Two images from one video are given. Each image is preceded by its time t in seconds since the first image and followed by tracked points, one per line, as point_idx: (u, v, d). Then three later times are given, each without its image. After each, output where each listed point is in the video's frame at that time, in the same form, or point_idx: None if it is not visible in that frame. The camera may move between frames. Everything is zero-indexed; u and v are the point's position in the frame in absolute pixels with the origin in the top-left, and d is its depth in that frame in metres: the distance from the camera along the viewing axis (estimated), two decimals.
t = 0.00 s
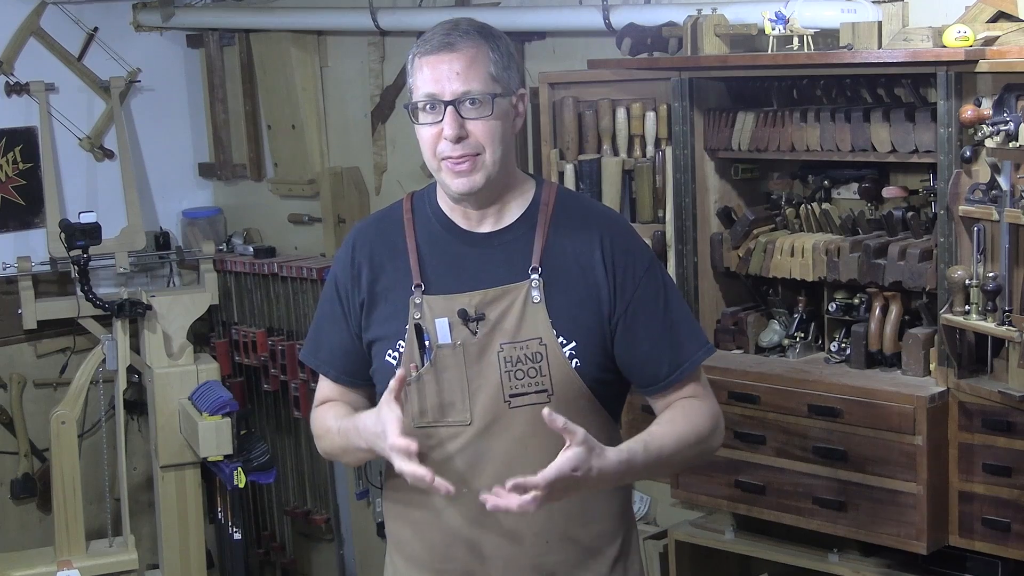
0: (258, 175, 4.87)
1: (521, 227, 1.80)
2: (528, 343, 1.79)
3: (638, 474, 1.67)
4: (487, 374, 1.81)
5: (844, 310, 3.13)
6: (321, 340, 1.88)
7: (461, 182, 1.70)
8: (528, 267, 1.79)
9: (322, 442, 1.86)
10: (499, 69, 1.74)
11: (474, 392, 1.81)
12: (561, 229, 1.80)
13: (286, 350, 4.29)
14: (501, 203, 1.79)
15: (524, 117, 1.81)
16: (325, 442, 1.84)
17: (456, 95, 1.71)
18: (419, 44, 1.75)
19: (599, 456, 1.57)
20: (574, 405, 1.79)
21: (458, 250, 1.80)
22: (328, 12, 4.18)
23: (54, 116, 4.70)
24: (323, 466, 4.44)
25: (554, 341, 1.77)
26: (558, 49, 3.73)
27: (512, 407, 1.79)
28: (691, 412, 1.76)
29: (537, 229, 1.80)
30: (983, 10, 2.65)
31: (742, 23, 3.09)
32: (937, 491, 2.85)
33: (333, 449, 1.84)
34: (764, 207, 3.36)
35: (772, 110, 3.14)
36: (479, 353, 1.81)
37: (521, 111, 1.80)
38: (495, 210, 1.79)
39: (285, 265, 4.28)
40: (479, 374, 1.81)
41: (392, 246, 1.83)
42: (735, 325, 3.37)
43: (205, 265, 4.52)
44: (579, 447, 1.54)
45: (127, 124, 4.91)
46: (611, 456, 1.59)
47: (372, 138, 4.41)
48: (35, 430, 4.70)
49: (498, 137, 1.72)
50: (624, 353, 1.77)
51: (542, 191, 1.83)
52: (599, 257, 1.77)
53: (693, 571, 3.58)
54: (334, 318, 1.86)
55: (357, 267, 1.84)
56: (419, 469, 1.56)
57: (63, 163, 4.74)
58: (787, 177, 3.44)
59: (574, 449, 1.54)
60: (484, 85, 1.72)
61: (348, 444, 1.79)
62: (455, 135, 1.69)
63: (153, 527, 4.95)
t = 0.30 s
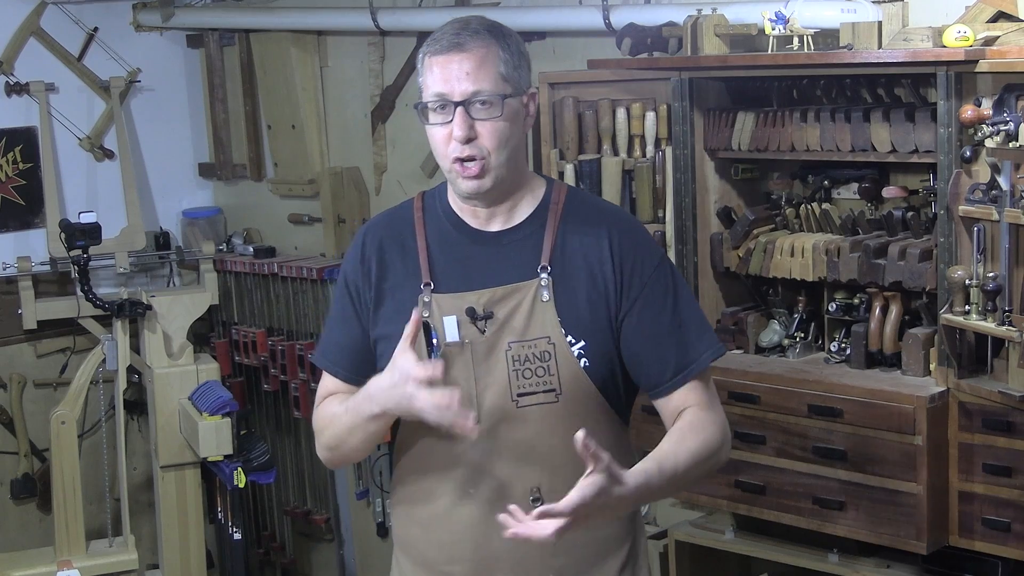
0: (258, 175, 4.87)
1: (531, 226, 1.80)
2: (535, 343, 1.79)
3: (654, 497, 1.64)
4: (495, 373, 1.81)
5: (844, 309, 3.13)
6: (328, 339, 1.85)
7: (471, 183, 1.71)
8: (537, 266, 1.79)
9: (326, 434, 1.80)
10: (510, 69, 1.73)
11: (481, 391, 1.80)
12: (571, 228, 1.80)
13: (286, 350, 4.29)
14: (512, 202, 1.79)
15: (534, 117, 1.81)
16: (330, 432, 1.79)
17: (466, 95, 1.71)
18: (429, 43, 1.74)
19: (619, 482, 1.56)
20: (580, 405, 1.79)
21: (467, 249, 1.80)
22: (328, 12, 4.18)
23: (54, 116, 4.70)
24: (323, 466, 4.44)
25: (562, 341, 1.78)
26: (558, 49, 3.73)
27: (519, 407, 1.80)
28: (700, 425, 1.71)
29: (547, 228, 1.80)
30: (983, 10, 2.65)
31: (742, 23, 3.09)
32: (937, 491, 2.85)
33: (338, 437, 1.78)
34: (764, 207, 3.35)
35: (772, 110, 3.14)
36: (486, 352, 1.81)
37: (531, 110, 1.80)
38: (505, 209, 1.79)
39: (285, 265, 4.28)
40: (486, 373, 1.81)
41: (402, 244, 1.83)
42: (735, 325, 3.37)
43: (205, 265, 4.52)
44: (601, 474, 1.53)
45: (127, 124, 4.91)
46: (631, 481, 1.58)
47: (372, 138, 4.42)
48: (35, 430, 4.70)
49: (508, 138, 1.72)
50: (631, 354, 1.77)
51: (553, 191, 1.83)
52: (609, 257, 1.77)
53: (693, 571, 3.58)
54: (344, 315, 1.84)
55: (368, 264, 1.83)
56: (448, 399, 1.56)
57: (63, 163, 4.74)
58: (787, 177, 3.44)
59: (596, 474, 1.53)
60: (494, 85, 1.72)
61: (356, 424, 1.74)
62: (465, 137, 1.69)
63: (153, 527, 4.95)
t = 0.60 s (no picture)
0: (258, 175, 4.88)
1: (553, 232, 1.79)
2: (557, 353, 1.79)
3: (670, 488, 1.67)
4: (515, 383, 1.81)
5: (844, 310, 3.13)
6: (344, 339, 1.87)
7: (495, 181, 1.70)
8: (558, 273, 1.78)
9: (342, 456, 1.87)
10: (536, 66, 1.73)
11: (502, 401, 1.81)
12: (595, 235, 1.79)
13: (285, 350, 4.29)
14: (535, 206, 1.78)
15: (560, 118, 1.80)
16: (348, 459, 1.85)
17: (491, 91, 1.71)
18: (455, 39, 1.75)
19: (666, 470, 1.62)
20: (598, 413, 1.79)
21: (487, 254, 1.80)
22: (328, 12, 4.18)
23: (54, 116, 4.70)
24: (322, 466, 4.44)
25: (585, 350, 1.77)
26: (558, 49, 3.73)
27: (541, 417, 1.80)
28: (716, 431, 1.74)
29: (570, 234, 1.79)
30: (983, 10, 2.65)
31: (742, 23, 3.09)
32: (937, 491, 2.85)
33: (354, 465, 1.86)
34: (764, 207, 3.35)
35: (772, 110, 3.14)
36: (507, 361, 1.81)
37: (557, 111, 1.79)
38: (528, 212, 1.78)
39: (285, 265, 4.27)
40: (507, 383, 1.81)
41: (422, 246, 1.84)
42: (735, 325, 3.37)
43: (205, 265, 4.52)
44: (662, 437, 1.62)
45: (127, 125, 4.91)
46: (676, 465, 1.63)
47: (372, 138, 4.42)
48: (35, 430, 4.71)
49: (534, 135, 1.71)
50: (652, 365, 1.77)
51: (575, 196, 1.83)
52: (634, 265, 1.76)
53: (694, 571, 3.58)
54: (361, 319, 1.85)
55: (387, 267, 1.83)
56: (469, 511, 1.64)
57: (64, 163, 4.74)
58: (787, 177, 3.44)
59: (659, 436, 1.61)
60: (521, 80, 1.71)
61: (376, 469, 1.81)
62: (490, 132, 1.68)
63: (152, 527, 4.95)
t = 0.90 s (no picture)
0: (258, 174, 4.88)
1: (564, 233, 1.79)
2: (568, 354, 1.79)
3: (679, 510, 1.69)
4: (526, 385, 1.81)
5: (844, 310, 3.14)
6: (355, 339, 1.89)
7: (506, 186, 1.70)
8: (570, 275, 1.79)
9: (362, 452, 1.90)
10: (548, 69, 1.73)
11: (512, 402, 1.81)
12: (607, 237, 1.79)
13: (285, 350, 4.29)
14: (545, 209, 1.79)
15: (572, 119, 1.80)
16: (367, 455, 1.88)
17: (504, 95, 1.70)
18: (466, 40, 1.74)
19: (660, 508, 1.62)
20: (608, 415, 1.79)
21: (499, 254, 1.80)
22: (328, 12, 4.17)
23: (54, 116, 4.70)
24: (322, 466, 4.44)
25: (596, 352, 1.77)
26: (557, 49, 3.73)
27: (552, 420, 1.79)
28: (720, 440, 1.77)
29: (582, 235, 1.79)
30: (983, 10, 2.65)
31: (742, 23, 3.09)
32: (937, 491, 2.85)
33: (373, 461, 1.88)
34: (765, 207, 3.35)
35: (772, 110, 3.14)
36: (518, 362, 1.81)
37: (569, 112, 1.78)
38: (538, 214, 1.79)
39: (285, 265, 4.27)
40: (517, 384, 1.81)
41: (430, 245, 1.84)
42: (735, 325, 3.37)
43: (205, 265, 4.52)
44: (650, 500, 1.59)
45: (127, 125, 4.90)
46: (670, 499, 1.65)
47: (372, 138, 4.42)
48: (35, 430, 4.71)
49: (545, 140, 1.71)
50: (663, 366, 1.77)
51: (587, 198, 1.83)
52: (646, 267, 1.76)
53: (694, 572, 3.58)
54: (371, 318, 1.87)
55: (395, 267, 1.84)
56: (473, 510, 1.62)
57: (63, 163, 4.74)
58: (787, 177, 3.44)
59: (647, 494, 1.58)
60: (533, 84, 1.71)
61: (393, 467, 1.83)
62: (502, 137, 1.68)
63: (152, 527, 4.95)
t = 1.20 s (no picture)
0: (258, 174, 4.88)
1: (561, 231, 1.79)
2: (564, 350, 1.79)
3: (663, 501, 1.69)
4: (522, 380, 1.80)
5: (844, 310, 3.13)
6: (354, 338, 1.89)
7: (503, 179, 1.70)
8: (567, 271, 1.79)
9: (360, 452, 1.89)
10: (546, 65, 1.73)
11: (508, 398, 1.81)
12: (603, 233, 1.79)
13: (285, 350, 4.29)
14: (542, 205, 1.79)
15: (570, 117, 1.79)
16: (365, 457, 1.87)
17: (501, 88, 1.71)
18: (465, 36, 1.75)
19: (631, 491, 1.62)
20: (605, 411, 1.79)
21: (496, 252, 1.81)
22: (328, 12, 4.17)
23: (54, 116, 4.70)
24: (322, 466, 4.44)
25: (592, 348, 1.77)
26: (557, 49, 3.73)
27: (547, 415, 1.79)
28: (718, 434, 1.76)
29: (577, 233, 1.79)
30: (983, 10, 2.65)
31: (742, 23, 3.09)
32: (937, 491, 2.85)
33: (371, 461, 1.87)
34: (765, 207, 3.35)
35: (772, 110, 3.14)
36: (514, 358, 1.81)
37: (567, 110, 1.78)
38: (535, 211, 1.79)
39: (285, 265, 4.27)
40: (514, 380, 1.81)
41: (429, 244, 1.84)
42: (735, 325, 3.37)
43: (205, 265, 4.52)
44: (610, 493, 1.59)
45: (128, 125, 4.91)
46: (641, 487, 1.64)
47: (372, 138, 4.42)
48: (35, 430, 4.71)
49: (542, 133, 1.71)
50: (659, 363, 1.77)
51: (584, 194, 1.83)
52: (641, 263, 1.76)
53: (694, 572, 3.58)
54: (370, 317, 1.87)
55: (394, 265, 1.84)
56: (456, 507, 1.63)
57: (64, 163, 4.74)
58: (787, 177, 3.44)
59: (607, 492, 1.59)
60: (530, 78, 1.71)
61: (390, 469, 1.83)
62: (499, 129, 1.68)
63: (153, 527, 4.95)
